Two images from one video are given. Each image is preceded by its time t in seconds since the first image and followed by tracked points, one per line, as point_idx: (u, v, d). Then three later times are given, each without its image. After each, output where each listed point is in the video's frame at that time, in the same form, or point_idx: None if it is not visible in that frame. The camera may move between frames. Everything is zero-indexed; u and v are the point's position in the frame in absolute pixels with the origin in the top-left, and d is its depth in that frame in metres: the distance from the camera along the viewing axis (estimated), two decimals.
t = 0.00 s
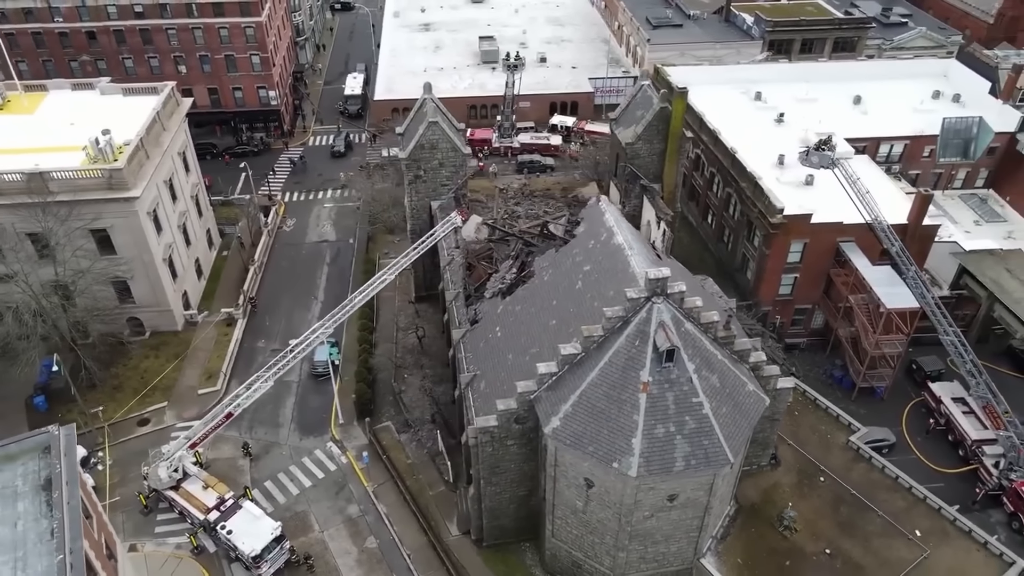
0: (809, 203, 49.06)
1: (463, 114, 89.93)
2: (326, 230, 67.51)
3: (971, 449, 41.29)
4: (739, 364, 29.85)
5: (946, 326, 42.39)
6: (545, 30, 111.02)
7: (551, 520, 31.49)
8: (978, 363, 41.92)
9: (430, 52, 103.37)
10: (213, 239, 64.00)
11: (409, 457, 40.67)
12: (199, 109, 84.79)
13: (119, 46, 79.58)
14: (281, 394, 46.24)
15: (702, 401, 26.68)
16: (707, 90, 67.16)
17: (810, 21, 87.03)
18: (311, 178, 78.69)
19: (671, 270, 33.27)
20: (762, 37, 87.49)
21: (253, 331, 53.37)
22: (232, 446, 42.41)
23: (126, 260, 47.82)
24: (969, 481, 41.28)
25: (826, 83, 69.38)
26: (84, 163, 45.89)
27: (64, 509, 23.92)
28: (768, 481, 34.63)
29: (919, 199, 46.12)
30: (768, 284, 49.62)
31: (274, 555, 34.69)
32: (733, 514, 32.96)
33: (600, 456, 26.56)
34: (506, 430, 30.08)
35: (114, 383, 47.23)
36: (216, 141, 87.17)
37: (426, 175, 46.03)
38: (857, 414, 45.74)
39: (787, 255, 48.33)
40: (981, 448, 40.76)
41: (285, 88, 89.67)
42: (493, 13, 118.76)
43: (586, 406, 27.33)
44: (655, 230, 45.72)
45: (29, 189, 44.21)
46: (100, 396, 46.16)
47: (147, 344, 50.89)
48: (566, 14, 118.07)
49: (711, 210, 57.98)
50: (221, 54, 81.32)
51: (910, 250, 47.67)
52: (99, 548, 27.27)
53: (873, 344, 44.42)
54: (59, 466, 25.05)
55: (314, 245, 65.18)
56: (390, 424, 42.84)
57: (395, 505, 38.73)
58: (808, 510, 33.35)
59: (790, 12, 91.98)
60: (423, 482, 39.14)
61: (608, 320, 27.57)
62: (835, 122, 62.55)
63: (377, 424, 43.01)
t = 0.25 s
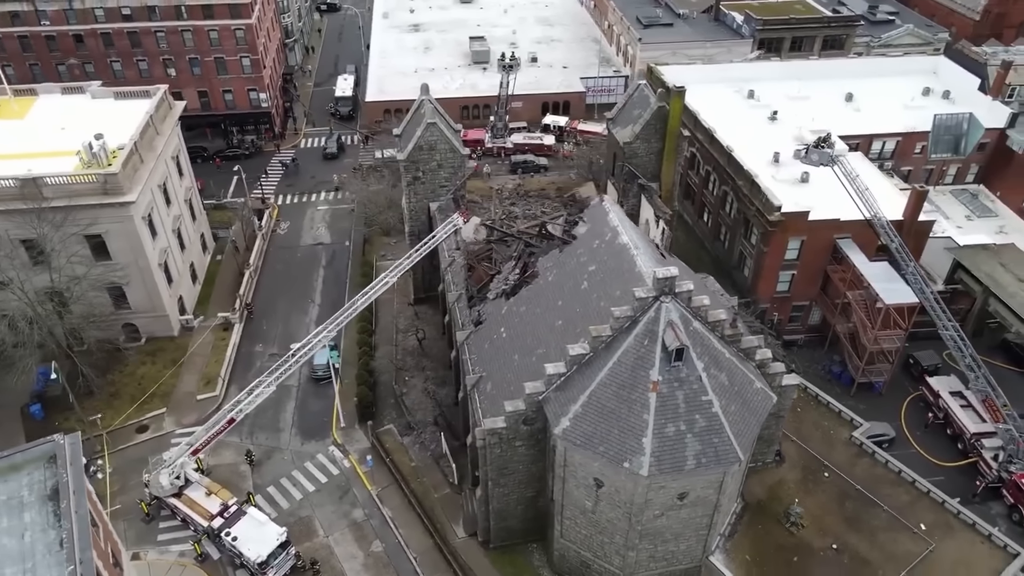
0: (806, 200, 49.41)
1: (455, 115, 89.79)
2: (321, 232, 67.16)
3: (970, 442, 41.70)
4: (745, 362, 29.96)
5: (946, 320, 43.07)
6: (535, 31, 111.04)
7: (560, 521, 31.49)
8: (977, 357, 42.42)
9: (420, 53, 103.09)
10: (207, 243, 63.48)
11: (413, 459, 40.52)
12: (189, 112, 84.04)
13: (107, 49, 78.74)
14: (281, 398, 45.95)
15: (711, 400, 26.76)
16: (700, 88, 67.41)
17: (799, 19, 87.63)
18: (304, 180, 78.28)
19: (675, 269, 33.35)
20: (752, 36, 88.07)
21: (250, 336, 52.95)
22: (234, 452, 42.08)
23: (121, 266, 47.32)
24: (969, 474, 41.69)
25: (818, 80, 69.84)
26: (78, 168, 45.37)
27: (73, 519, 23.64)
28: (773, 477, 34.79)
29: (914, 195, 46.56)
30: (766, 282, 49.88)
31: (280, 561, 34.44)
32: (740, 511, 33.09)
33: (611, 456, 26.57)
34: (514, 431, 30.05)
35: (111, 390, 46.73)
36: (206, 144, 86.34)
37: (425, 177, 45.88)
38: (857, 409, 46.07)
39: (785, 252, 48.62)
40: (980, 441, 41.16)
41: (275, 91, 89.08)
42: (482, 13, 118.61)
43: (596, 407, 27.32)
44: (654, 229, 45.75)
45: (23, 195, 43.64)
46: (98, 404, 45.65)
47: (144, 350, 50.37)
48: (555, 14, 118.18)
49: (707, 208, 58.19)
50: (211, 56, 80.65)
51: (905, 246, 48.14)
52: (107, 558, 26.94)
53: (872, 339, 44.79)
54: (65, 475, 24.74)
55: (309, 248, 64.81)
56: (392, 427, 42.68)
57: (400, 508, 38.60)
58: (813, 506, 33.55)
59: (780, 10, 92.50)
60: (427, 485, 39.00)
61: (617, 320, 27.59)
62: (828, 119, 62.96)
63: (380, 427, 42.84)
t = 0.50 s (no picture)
0: (803, 198, 49.68)
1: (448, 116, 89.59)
2: (316, 235, 66.84)
3: (969, 436, 42.05)
4: (751, 360, 30.03)
5: (945, 315, 43.44)
6: (525, 31, 110.99)
7: (567, 521, 31.48)
8: (976, 352, 42.74)
9: (411, 54, 102.82)
10: (201, 247, 63.00)
11: (416, 461, 40.35)
12: (180, 115, 83.31)
13: (96, 52, 77.99)
14: (281, 402, 45.69)
15: (719, 398, 26.84)
16: (693, 87, 67.73)
17: (789, 18, 88.14)
18: (297, 183, 77.89)
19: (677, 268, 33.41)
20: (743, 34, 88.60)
21: (247, 340, 52.56)
22: (234, 457, 41.77)
23: (117, 271, 46.85)
24: (968, 468, 42.03)
25: (809, 79, 70.37)
26: (72, 172, 44.88)
27: (80, 528, 23.36)
28: (778, 474, 34.95)
29: (910, 192, 46.89)
30: (763, 279, 50.12)
31: (285, 566, 34.24)
32: (746, 508, 33.22)
33: (620, 456, 26.58)
34: (521, 432, 30.02)
35: (108, 396, 46.26)
36: (197, 147, 85.64)
37: (423, 178, 45.75)
38: (855, 405, 46.36)
39: (782, 249, 48.87)
40: (978, 435, 41.52)
41: (266, 93, 88.52)
42: (472, 14, 118.41)
43: (605, 407, 27.32)
44: (653, 227, 45.74)
45: (16, 201, 43.14)
46: (95, 411, 45.19)
47: (140, 356, 49.90)
48: (545, 14, 118.27)
49: (703, 207, 58.43)
50: (201, 59, 80.06)
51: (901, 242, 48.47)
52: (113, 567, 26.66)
53: (870, 335, 45.10)
54: (71, 484, 24.46)
55: (304, 251, 64.46)
56: (394, 429, 42.51)
57: (404, 511, 38.46)
58: (818, 502, 33.71)
59: (769, 9, 92.89)
60: (431, 487, 38.86)
61: (624, 320, 27.65)
62: (821, 117, 63.39)
63: (382, 430, 42.68)
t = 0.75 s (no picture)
0: (800, 195, 50.01)
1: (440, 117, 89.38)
2: (311, 238, 66.45)
3: (967, 429, 42.48)
4: (756, 357, 30.16)
5: (943, 310, 43.84)
6: (515, 31, 110.97)
7: (575, 521, 31.49)
8: (973, 346, 43.15)
9: (401, 55, 102.52)
10: (195, 251, 62.44)
11: (419, 464, 40.21)
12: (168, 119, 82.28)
13: (83, 56, 77.09)
14: (280, 407, 45.38)
15: (728, 396, 26.94)
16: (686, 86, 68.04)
17: (778, 16, 88.69)
18: (289, 185, 77.42)
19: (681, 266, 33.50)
20: (732, 33, 89.31)
21: (244, 345, 52.16)
22: (236, 463, 41.44)
23: (111, 277, 46.32)
24: (966, 461, 42.47)
25: (800, 77, 70.94)
26: (65, 178, 44.35)
27: (90, 538, 23.08)
28: (782, 470, 35.15)
29: (905, 188, 47.27)
30: (761, 277, 50.39)
31: (291, 572, 34.04)
32: (752, 505, 33.37)
33: (630, 455, 26.61)
34: (529, 433, 29.98)
35: (105, 403, 45.75)
36: (187, 151, 84.85)
37: (421, 180, 45.61)
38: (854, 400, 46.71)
39: (779, 247, 49.15)
40: (977, 428, 41.97)
41: (256, 96, 87.79)
42: (460, 14, 118.21)
43: (614, 407, 27.33)
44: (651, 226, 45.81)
45: (9, 207, 42.57)
46: (92, 418, 44.67)
47: (136, 362, 49.37)
48: (534, 14, 118.34)
49: (698, 205, 58.70)
50: (190, 62, 79.36)
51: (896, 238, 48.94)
52: None
53: (868, 331, 45.50)
54: (78, 494, 24.16)
55: (299, 254, 64.07)
56: (396, 432, 42.32)
57: (408, 514, 38.32)
58: (823, 498, 33.92)
59: (758, 7, 93.37)
60: (436, 490, 38.74)
61: (632, 320, 27.66)
62: (813, 114, 63.84)
63: (384, 433, 42.50)
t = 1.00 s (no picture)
0: (797, 193, 50.37)
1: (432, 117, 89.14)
2: (306, 240, 66.09)
3: (965, 423, 42.84)
4: (761, 354, 30.24)
5: (941, 305, 44.10)
6: (505, 31, 110.88)
7: (582, 521, 31.49)
8: (971, 340, 43.47)
9: (392, 55, 102.24)
10: (189, 255, 61.96)
11: (422, 466, 40.08)
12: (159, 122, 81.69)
13: (72, 59, 76.31)
14: (281, 411, 45.10)
15: (735, 394, 27.01)
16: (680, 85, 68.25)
17: (768, 14, 89.14)
18: (282, 188, 76.99)
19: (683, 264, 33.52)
20: (723, 32, 89.85)
21: (242, 349, 51.80)
22: (237, 468, 41.15)
23: (107, 282, 45.86)
24: (965, 454, 42.83)
25: (792, 74, 71.40)
26: (59, 183, 43.88)
27: (98, 547, 22.84)
28: (786, 467, 35.32)
29: (900, 184, 47.71)
30: (759, 274, 50.62)
31: None
32: (757, 502, 33.50)
33: (639, 455, 26.63)
34: (536, 434, 29.99)
35: (102, 410, 45.32)
36: (178, 154, 84.14)
37: (419, 181, 45.49)
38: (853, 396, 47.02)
39: (777, 244, 49.41)
40: (975, 422, 42.34)
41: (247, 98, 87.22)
42: (450, 15, 117.95)
43: (622, 406, 27.35)
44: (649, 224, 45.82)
45: (3, 213, 42.08)
46: (89, 425, 44.23)
47: (133, 368, 48.93)
48: (524, 14, 118.35)
49: (694, 203, 58.89)
50: (180, 64, 78.74)
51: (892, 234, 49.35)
52: None
53: (866, 327, 45.81)
54: (85, 502, 23.91)
55: (294, 257, 63.72)
56: (398, 435, 42.16)
57: (412, 516, 38.19)
58: (828, 494, 34.10)
59: (748, 6, 93.73)
60: (440, 492, 38.62)
61: (638, 319, 27.69)
62: (806, 112, 64.22)
63: (386, 436, 42.34)
